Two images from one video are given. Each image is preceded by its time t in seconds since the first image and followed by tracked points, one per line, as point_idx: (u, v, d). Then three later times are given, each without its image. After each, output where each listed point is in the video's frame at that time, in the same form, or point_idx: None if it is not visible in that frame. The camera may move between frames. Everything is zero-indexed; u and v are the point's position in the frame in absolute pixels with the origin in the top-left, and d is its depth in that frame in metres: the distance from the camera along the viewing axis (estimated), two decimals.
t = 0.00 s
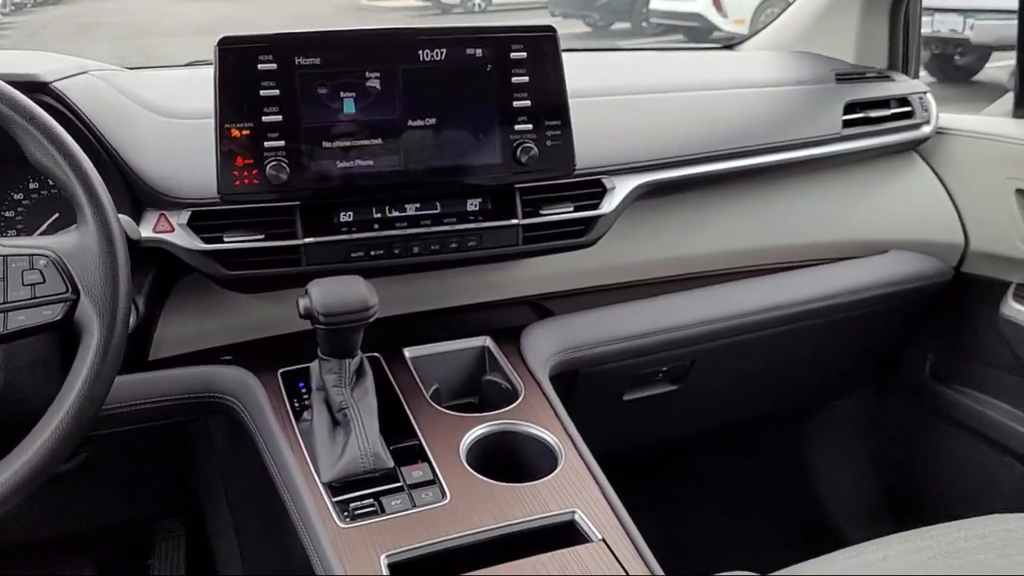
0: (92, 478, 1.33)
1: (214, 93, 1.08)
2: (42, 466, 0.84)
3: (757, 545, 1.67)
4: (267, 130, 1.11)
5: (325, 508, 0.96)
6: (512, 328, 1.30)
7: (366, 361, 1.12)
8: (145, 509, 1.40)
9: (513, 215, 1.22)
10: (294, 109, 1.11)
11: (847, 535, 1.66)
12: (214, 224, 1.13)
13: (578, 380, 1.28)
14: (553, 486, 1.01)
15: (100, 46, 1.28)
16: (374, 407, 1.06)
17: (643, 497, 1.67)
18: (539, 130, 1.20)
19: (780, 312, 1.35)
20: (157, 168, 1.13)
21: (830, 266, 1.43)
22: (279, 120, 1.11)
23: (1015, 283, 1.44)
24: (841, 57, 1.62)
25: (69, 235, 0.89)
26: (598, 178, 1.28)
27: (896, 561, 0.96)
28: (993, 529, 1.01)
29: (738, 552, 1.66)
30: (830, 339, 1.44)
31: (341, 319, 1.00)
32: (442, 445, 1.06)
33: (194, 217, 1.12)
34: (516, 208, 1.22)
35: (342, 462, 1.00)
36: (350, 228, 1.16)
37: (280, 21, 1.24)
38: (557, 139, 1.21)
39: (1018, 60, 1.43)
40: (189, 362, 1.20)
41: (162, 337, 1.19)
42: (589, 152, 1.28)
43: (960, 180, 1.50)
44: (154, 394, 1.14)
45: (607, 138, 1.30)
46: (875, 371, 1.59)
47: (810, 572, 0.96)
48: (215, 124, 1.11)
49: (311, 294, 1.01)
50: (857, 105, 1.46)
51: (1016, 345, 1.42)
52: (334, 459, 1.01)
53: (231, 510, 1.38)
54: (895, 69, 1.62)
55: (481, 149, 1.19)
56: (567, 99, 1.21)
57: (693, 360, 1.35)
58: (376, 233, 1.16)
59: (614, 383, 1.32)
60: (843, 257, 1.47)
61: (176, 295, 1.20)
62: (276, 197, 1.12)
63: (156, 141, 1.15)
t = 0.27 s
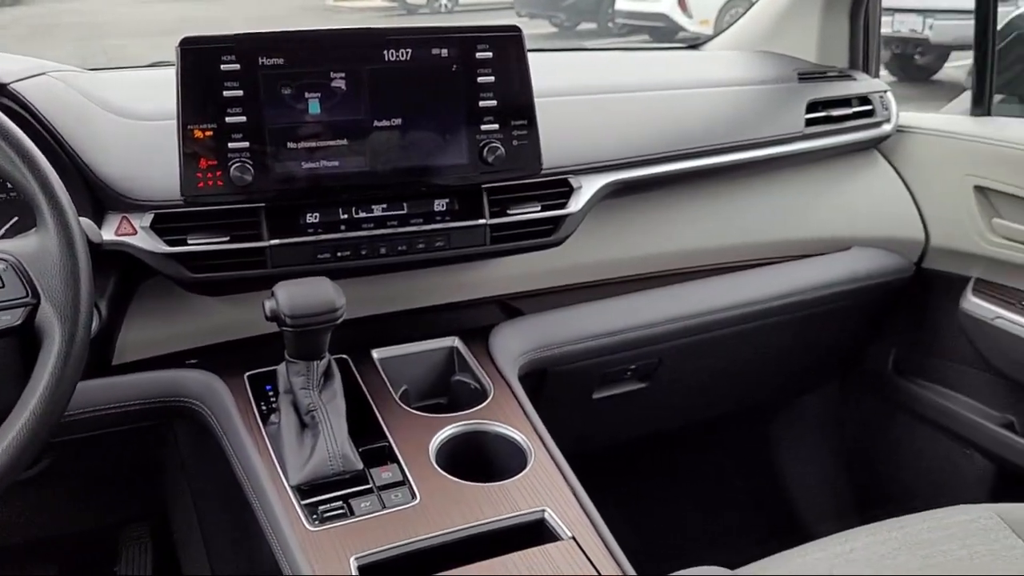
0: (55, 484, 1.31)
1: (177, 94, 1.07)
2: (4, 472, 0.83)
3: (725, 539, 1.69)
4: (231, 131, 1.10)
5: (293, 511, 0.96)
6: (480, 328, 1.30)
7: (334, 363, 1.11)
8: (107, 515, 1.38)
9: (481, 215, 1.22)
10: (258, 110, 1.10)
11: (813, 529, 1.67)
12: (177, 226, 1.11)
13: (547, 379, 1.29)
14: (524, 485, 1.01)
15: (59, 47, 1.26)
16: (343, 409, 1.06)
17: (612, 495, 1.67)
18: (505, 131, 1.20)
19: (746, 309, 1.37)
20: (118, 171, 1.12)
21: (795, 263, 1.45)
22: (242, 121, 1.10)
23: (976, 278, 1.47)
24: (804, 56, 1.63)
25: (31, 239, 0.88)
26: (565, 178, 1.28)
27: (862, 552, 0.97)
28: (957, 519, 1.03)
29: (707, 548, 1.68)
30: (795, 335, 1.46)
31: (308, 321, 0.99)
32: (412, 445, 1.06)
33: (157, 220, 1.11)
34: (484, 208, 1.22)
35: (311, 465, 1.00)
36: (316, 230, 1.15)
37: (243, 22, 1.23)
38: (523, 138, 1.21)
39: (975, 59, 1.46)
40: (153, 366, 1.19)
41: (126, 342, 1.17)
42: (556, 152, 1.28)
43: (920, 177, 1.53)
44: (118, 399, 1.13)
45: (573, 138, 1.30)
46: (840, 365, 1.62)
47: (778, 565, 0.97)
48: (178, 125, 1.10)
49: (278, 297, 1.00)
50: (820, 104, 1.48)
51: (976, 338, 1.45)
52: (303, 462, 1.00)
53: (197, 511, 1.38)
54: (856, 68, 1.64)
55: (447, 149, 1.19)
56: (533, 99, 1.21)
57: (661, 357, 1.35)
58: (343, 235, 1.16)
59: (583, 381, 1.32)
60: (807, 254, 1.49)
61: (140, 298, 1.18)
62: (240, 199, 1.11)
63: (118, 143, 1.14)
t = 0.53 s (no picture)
0: (27, 489, 1.30)
1: (142, 95, 1.06)
2: None
3: (699, 536, 1.70)
4: (198, 132, 1.08)
5: (265, 515, 0.95)
6: (453, 329, 1.29)
7: (306, 366, 1.11)
8: (80, 524, 1.37)
9: (451, 215, 1.22)
10: (225, 111, 1.09)
11: (786, 523, 1.69)
12: (144, 229, 1.10)
13: (520, 379, 1.29)
14: (498, 484, 1.01)
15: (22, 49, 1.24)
16: (315, 412, 1.05)
17: (587, 493, 1.68)
18: (475, 131, 1.20)
19: (717, 307, 1.38)
20: (83, 174, 1.10)
21: (764, 260, 1.46)
22: (209, 122, 1.09)
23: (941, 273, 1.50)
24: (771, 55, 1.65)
25: None
26: (536, 177, 1.28)
27: (832, 546, 0.98)
28: (926, 511, 1.04)
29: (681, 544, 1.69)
30: (765, 331, 1.47)
31: (278, 323, 0.99)
32: (385, 447, 1.05)
33: (123, 223, 1.10)
34: (454, 208, 1.22)
35: (283, 468, 0.99)
36: (286, 232, 1.14)
37: (210, 23, 1.22)
38: (493, 138, 1.21)
39: (938, 56, 1.48)
40: (121, 371, 1.17)
41: (93, 348, 1.16)
42: (526, 151, 1.29)
43: (886, 174, 1.55)
44: (86, 406, 1.12)
45: (544, 138, 1.30)
46: (810, 361, 1.63)
47: (751, 560, 0.98)
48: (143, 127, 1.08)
49: (247, 299, 1.00)
50: (786, 102, 1.50)
51: (942, 332, 1.47)
52: (275, 465, 1.00)
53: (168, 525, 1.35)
54: (822, 66, 1.66)
55: (417, 149, 1.19)
56: (503, 99, 1.21)
57: (633, 355, 1.36)
58: (313, 236, 1.15)
59: (556, 380, 1.33)
60: (776, 251, 1.50)
61: (107, 303, 1.17)
62: (208, 201, 1.10)
63: (82, 146, 1.12)
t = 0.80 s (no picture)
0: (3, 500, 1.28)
1: (118, 98, 1.05)
2: None
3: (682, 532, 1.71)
4: (175, 135, 1.08)
5: (247, 519, 0.95)
6: (434, 330, 1.29)
7: (286, 369, 1.10)
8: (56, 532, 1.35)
9: (431, 216, 1.21)
10: (202, 114, 1.09)
11: (768, 519, 1.70)
12: (121, 233, 1.10)
13: (502, 379, 1.29)
14: (480, 484, 1.01)
15: None
16: (296, 415, 1.05)
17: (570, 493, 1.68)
18: (454, 132, 1.20)
19: (697, 305, 1.38)
20: (58, 177, 1.09)
21: (743, 257, 1.47)
22: (186, 125, 1.08)
23: (918, 269, 1.51)
24: (748, 54, 1.65)
25: None
26: (516, 177, 1.28)
27: (813, 541, 0.99)
28: (905, 504, 1.05)
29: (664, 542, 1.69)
30: (745, 328, 1.48)
31: (258, 326, 0.98)
32: (367, 449, 1.05)
33: (98, 228, 1.09)
34: (434, 209, 1.22)
35: (264, 472, 0.99)
36: (265, 234, 1.13)
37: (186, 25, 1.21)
38: (472, 139, 1.21)
39: (914, 52, 1.48)
40: (99, 377, 1.16)
41: (71, 353, 1.14)
42: (506, 152, 1.29)
43: (863, 171, 1.56)
44: (64, 411, 1.11)
45: (523, 138, 1.31)
46: (790, 357, 1.64)
47: (734, 557, 0.99)
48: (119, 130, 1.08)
49: (226, 303, 0.99)
50: (764, 101, 1.51)
51: (920, 327, 1.49)
52: (256, 469, 0.99)
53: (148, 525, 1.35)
54: (799, 64, 1.67)
55: (397, 151, 1.18)
56: (481, 99, 1.21)
57: (614, 354, 1.36)
58: (292, 239, 1.14)
59: (538, 380, 1.33)
60: (755, 248, 1.51)
61: (85, 308, 1.16)
62: (186, 204, 1.09)
63: (57, 150, 1.11)
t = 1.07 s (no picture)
0: None
1: (91, 102, 1.04)
2: None
3: (665, 530, 1.71)
4: (150, 139, 1.07)
5: (227, 524, 0.94)
6: (415, 332, 1.29)
7: (266, 373, 1.10)
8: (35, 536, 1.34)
9: (410, 217, 1.21)
10: (177, 117, 1.08)
11: (749, 515, 1.71)
12: (96, 238, 1.08)
13: (483, 380, 1.29)
14: (463, 485, 1.01)
15: None
16: (276, 419, 1.04)
17: (554, 493, 1.68)
18: (432, 133, 1.20)
19: (676, 303, 1.39)
20: (32, 181, 1.08)
21: (722, 255, 1.48)
22: (160, 128, 1.07)
23: (894, 265, 1.52)
24: (724, 53, 1.66)
25: None
26: (494, 178, 1.28)
27: (793, 536, 0.99)
28: (884, 498, 1.06)
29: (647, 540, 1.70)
30: (725, 326, 1.48)
31: (237, 330, 0.97)
32: (348, 452, 1.05)
33: (73, 233, 1.08)
34: (413, 211, 1.21)
35: (244, 477, 0.98)
36: (243, 237, 1.13)
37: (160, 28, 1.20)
38: (450, 139, 1.21)
39: (886, 51, 1.50)
40: (76, 384, 1.15)
41: (46, 359, 1.13)
42: (484, 153, 1.29)
43: (839, 169, 1.57)
44: (41, 418, 1.09)
45: (502, 139, 1.30)
46: (770, 354, 1.65)
47: (716, 553, 0.99)
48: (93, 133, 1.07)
49: (205, 307, 0.98)
50: (741, 100, 1.51)
51: (898, 323, 1.50)
52: (237, 473, 0.98)
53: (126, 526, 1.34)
54: (775, 63, 1.68)
55: (374, 152, 1.18)
56: (458, 100, 1.21)
57: (595, 353, 1.37)
58: (271, 242, 1.14)
59: (520, 380, 1.33)
60: (734, 246, 1.52)
61: (61, 313, 1.14)
62: (162, 208, 1.08)
63: (32, 155, 1.11)
